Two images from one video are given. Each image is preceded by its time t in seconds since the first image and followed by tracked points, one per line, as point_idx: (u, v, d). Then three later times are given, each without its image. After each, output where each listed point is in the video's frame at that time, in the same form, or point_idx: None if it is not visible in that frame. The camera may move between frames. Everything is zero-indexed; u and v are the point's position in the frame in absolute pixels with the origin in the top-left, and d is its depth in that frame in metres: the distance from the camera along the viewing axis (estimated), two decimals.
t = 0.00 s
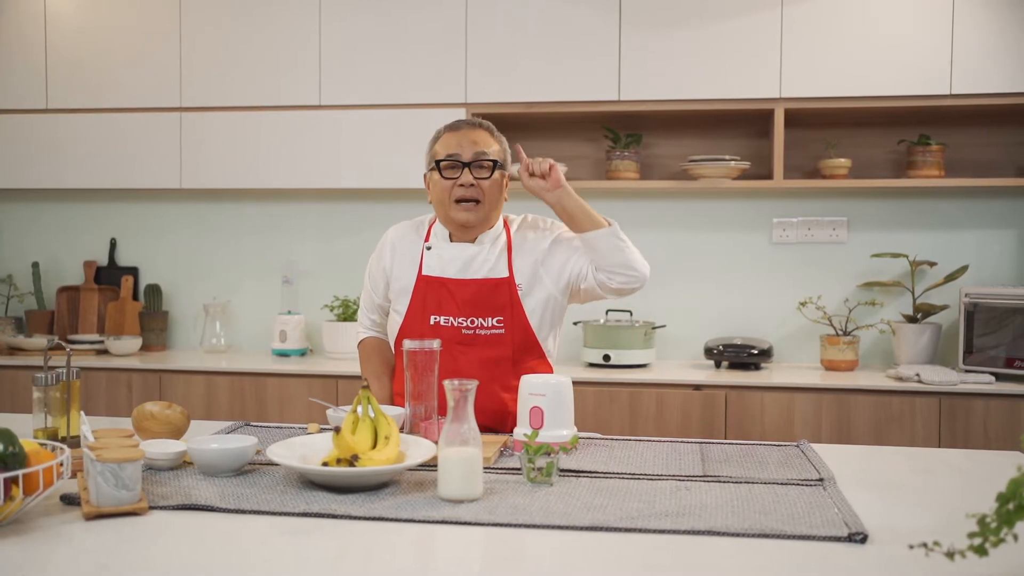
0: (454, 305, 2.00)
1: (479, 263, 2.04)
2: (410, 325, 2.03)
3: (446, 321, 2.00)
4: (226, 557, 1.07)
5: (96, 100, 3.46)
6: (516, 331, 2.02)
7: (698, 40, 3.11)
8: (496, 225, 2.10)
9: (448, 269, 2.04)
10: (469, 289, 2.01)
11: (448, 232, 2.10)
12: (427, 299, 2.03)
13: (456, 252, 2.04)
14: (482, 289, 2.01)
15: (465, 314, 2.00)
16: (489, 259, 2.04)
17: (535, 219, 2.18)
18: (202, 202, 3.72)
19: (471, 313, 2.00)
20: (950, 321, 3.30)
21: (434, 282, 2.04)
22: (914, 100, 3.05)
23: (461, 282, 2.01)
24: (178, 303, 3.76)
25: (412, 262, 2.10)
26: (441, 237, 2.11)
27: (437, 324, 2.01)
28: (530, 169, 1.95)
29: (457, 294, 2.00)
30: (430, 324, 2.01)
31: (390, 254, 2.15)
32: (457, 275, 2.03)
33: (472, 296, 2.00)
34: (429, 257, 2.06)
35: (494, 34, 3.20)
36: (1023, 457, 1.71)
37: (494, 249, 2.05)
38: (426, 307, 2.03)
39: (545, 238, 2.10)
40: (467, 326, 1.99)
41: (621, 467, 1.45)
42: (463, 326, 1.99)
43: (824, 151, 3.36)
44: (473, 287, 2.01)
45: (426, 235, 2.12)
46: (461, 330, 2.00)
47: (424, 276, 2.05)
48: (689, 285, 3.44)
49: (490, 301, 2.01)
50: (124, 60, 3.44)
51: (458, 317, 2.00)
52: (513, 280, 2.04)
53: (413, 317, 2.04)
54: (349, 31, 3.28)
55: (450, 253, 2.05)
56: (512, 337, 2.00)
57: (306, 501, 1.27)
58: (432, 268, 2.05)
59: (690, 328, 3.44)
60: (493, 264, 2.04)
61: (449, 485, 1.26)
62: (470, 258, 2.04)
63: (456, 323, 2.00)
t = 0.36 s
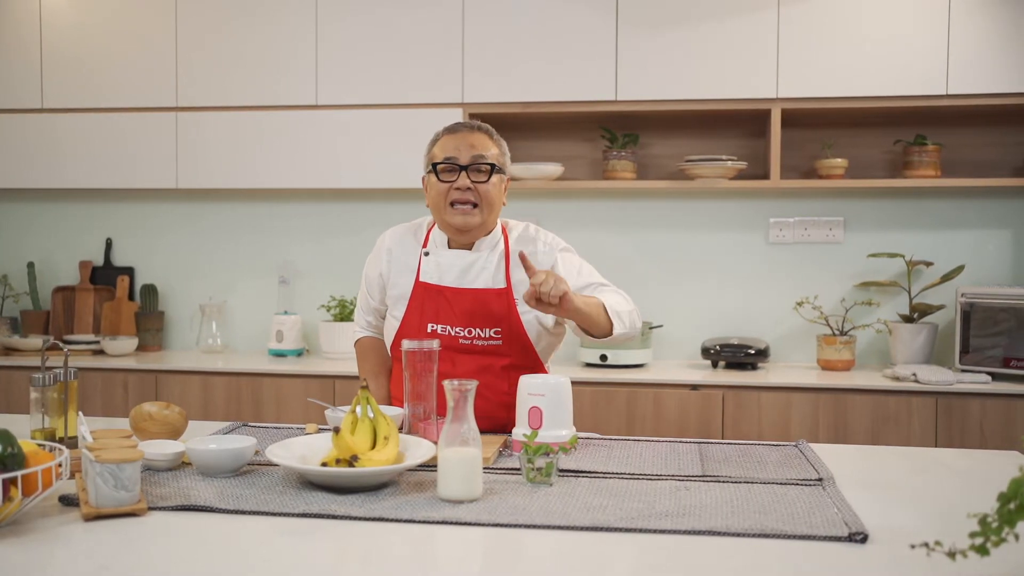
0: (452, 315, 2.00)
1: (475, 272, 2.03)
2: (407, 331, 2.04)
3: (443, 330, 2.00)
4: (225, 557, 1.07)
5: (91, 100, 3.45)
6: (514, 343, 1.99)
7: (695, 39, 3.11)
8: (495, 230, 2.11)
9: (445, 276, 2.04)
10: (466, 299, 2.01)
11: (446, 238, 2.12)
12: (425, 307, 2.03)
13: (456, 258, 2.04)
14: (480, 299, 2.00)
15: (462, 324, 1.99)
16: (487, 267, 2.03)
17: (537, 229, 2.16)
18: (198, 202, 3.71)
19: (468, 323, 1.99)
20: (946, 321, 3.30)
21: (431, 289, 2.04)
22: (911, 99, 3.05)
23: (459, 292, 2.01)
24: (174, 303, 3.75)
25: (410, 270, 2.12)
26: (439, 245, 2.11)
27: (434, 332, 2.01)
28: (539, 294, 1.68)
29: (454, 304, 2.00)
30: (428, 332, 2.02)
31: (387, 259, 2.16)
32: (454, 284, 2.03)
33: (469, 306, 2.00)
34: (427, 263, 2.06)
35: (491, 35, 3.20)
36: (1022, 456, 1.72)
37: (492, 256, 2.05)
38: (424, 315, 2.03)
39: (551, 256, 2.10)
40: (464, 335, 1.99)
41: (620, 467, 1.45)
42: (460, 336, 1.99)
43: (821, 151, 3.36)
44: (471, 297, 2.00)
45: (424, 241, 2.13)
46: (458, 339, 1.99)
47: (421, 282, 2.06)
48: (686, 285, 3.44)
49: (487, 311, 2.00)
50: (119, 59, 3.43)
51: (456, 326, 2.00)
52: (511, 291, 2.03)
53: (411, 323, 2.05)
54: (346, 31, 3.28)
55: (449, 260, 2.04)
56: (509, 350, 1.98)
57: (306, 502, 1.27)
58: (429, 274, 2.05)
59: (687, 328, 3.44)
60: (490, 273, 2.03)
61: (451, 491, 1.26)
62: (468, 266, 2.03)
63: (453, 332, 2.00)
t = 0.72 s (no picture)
0: (451, 318, 2.01)
1: (474, 276, 2.03)
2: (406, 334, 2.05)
3: (442, 333, 2.01)
4: (225, 558, 1.06)
5: (87, 100, 3.45)
6: (512, 346, 2.01)
7: (692, 39, 3.11)
8: (495, 234, 2.07)
9: (444, 279, 2.04)
10: (465, 302, 2.01)
11: (446, 241, 2.09)
12: (424, 310, 2.04)
13: (455, 262, 2.04)
14: (478, 303, 2.00)
15: (461, 327, 2.00)
16: (487, 271, 2.03)
17: (536, 229, 2.15)
18: (195, 202, 3.70)
19: (467, 327, 2.00)
20: (943, 321, 3.31)
21: (431, 293, 2.04)
22: (908, 100, 3.05)
23: (459, 297, 2.01)
24: (170, 303, 3.75)
25: (409, 275, 2.12)
26: (439, 247, 2.09)
27: (433, 336, 2.02)
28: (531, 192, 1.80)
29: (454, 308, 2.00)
30: (426, 335, 2.02)
31: (385, 262, 2.15)
32: (454, 287, 2.03)
33: (468, 310, 2.00)
34: (426, 266, 2.06)
35: (488, 35, 3.20)
36: (1020, 456, 1.72)
37: (491, 261, 2.04)
38: (423, 318, 2.04)
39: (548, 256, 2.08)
40: (463, 339, 2.00)
41: (619, 467, 1.46)
42: (459, 339, 2.00)
43: (818, 151, 3.37)
44: (470, 302, 2.00)
45: (424, 243, 2.11)
46: (457, 342, 2.00)
47: (420, 285, 2.06)
48: (683, 285, 3.44)
49: (485, 315, 2.01)
50: (116, 59, 3.42)
51: (455, 330, 2.00)
52: (511, 294, 2.03)
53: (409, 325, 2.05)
54: (343, 31, 3.27)
55: (448, 263, 2.04)
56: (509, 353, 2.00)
57: (305, 502, 1.27)
58: (428, 277, 2.06)
59: (684, 328, 3.45)
60: (490, 277, 2.03)
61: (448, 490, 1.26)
62: (467, 270, 2.03)
63: (452, 336, 2.00)
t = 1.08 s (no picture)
0: (451, 310, 2.00)
1: (475, 269, 2.02)
2: (404, 326, 2.04)
3: (440, 325, 2.00)
4: (222, 558, 1.06)
5: (82, 99, 3.44)
6: (511, 340, 1.98)
7: (688, 39, 3.12)
8: (495, 228, 2.10)
9: (444, 273, 2.02)
10: (465, 295, 2.00)
11: (446, 234, 2.12)
12: (422, 303, 2.03)
13: (455, 255, 2.02)
14: (477, 294, 1.99)
15: (459, 319, 1.99)
16: (487, 264, 2.03)
17: (535, 227, 2.16)
18: (190, 202, 3.70)
19: (465, 319, 1.99)
20: (938, 321, 3.32)
21: (431, 285, 2.02)
22: (903, 100, 3.06)
23: (458, 288, 2.00)
24: (166, 303, 3.74)
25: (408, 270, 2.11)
26: (439, 241, 2.11)
27: (430, 327, 2.00)
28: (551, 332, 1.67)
29: (453, 299, 1.99)
30: (425, 327, 2.01)
31: (384, 259, 2.15)
32: (454, 279, 2.02)
33: (467, 302, 2.00)
34: (425, 259, 2.04)
35: (483, 35, 3.20)
36: (1017, 456, 1.72)
37: (491, 254, 2.05)
38: (421, 311, 2.02)
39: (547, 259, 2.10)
40: (461, 331, 1.99)
41: (615, 467, 1.46)
42: (457, 331, 1.99)
43: (814, 151, 3.37)
44: (469, 294, 2.00)
45: (424, 237, 2.13)
46: (455, 334, 1.99)
47: (420, 278, 2.03)
48: (680, 285, 3.45)
49: (484, 306, 1.99)
50: (111, 59, 3.41)
51: (453, 321, 1.99)
52: (510, 288, 2.01)
53: (408, 318, 2.04)
54: (339, 31, 3.27)
55: (448, 255, 2.02)
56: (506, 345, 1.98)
57: (302, 502, 1.27)
58: (428, 270, 2.03)
59: (680, 328, 3.45)
60: (490, 270, 2.03)
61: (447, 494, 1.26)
62: (466, 263, 2.02)
63: (450, 327, 1.99)
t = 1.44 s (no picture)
0: (451, 300, 1.99)
1: (476, 260, 2.02)
2: (405, 317, 2.02)
3: (441, 315, 1.99)
4: (219, 559, 1.06)
5: (76, 99, 3.43)
6: (510, 327, 1.99)
7: (683, 39, 3.12)
8: (495, 221, 2.10)
9: (445, 263, 2.03)
10: (466, 284, 2.00)
11: (447, 228, 2.11)
12: (423, 294, 2.02)
13: (456, 246, 2.03)
14: (477, 282, 2.00)
15: (460, 308, 1.99)
16: (487, 256, 2.04)
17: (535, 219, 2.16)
18: (185, 202, 3.69)
19: (466, 308, 1.99)
20: (933, 320, 3.32)
21: (431, 276, 2.02)
22: (898, 100, 3.07)
23: (459, 278, 2.00)
24: (161, 303, 3.73)
25: (410, 262, 2.10)
26: (440, 234, 2.10)
27: (431, 317, 1.99)
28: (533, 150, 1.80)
29: (454, 288, 1.99)
30: (425, 318, 2.00)
31: (387, 253, 2.14)
32: (454, 270, 2.02)
33: (467, 290, 2.00)
34: (426, 252, 2.05)
35: (479, 34, 3.20)
36: (1012, 455, 1.73)
37: (492, 245, 2.06)
38: (422, 301, 2.01)
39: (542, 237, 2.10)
40: (462, 320, 1.98)
41: (612, 467, 1.46)
42: (458, 320, 1.98)
43: (809, 151, 3.38)
44: (470, 282, 2.00)
45: (425, 232, 2.12)
46: (456, 324, 1.98)
47: (421, 270, 2.03)
48: (675, 285, 3.45)
49: (485, 295, 2.00)
50: (105, 58, 3.40)
51: (454, 311, 1.99)
52: (510, 277, 2.03)
53: (408, 309, 2.02)
54: (334, 30, 3.27)
55: (450, 248, 2.03)
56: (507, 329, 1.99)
57: (299, 503, 1.26)
58: (429, 263, 2.04)
59: (675, 328, 3.45)
60: (490, 261, 2.03)
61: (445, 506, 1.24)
62: (467, 255, 2.03)
63: (451, 317, 1.98)
